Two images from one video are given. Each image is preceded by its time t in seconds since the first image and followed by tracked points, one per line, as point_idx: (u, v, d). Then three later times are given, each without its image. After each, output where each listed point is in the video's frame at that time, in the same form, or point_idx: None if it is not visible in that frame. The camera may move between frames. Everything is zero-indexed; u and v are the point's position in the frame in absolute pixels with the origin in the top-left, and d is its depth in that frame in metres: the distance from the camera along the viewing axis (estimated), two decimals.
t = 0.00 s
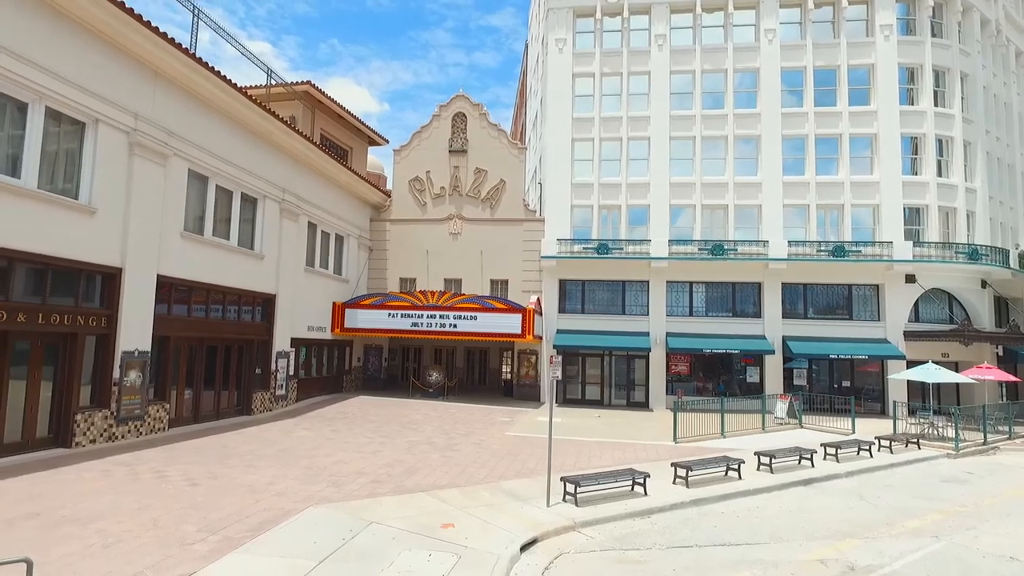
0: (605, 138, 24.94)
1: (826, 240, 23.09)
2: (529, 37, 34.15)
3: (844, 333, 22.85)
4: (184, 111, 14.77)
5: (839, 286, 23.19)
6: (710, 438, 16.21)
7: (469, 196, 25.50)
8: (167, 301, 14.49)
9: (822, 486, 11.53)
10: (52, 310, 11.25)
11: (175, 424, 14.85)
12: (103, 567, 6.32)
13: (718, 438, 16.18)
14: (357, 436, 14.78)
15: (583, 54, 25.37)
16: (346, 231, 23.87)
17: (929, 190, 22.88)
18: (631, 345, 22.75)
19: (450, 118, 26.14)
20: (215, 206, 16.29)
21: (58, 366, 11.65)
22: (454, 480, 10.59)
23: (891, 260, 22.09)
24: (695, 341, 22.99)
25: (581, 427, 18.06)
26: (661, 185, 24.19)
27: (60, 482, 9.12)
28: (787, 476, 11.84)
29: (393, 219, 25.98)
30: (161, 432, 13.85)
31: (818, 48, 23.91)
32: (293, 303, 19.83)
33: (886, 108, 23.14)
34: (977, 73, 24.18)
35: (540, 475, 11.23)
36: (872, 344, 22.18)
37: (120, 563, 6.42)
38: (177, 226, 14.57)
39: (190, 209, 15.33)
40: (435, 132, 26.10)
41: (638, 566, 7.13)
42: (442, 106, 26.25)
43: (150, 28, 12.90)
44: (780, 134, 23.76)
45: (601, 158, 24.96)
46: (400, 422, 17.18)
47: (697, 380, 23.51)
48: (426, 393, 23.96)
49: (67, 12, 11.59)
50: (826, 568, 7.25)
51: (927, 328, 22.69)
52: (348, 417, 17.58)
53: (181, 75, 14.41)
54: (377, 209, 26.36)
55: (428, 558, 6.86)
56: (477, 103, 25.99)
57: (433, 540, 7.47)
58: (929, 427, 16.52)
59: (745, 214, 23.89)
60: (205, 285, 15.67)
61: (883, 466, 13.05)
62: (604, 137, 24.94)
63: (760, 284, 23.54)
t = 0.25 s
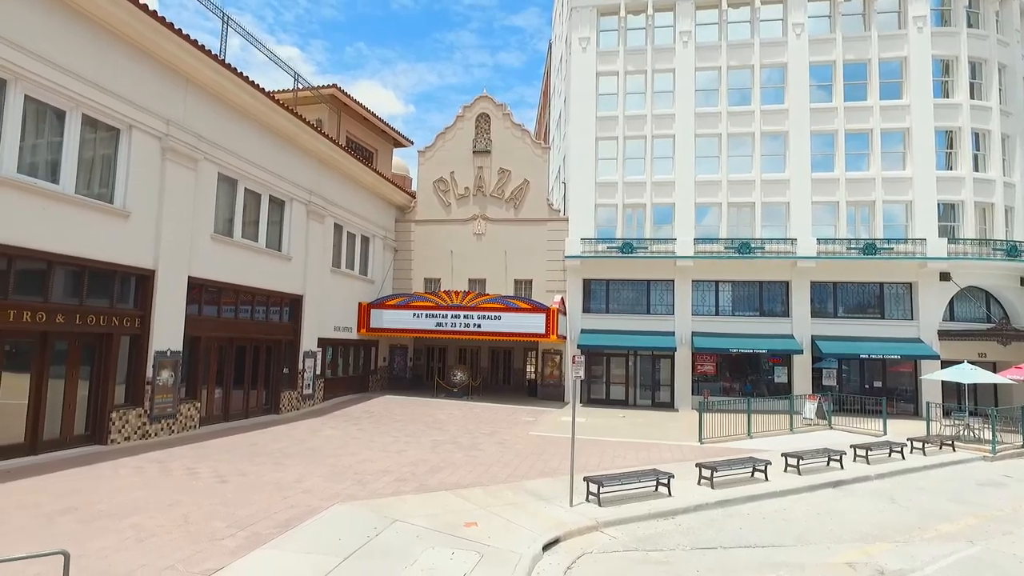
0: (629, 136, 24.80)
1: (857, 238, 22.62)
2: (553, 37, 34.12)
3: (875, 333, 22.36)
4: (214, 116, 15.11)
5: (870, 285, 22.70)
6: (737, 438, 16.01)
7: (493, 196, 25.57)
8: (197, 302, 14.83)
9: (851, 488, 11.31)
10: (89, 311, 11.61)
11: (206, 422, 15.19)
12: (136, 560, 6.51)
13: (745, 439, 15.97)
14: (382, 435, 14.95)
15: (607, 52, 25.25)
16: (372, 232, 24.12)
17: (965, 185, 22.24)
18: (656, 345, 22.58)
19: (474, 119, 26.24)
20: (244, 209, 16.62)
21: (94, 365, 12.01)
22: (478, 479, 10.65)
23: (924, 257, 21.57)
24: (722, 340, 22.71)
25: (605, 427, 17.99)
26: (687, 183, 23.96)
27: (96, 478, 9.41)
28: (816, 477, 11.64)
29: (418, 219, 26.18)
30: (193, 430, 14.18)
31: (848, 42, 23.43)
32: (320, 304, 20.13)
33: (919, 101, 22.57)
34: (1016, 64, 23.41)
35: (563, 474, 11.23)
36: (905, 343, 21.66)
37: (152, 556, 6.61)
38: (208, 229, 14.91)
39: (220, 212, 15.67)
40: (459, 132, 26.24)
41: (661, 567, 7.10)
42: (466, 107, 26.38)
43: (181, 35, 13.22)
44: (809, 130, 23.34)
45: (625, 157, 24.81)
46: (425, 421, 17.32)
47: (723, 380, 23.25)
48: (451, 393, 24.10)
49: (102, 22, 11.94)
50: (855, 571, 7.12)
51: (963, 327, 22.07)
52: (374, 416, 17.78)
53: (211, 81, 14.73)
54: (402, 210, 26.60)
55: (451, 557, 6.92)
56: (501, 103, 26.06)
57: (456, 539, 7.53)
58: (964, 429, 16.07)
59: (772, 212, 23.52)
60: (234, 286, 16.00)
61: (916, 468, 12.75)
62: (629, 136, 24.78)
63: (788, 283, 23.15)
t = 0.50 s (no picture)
0: (642, 136, 24.71)
1: (873, 236, 22.38)
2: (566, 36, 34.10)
3: (891, 333, 22.10)
4: (229, 119, 15.29)
5: (887, 284, 22.43)
6: (750, 439, 15.91)
7: (506, 196, 25.63)
8: (213, 303, 15.03)
9: (866, 489, 11.20)
10: (107, 311, 11.81)
11: (222, 421, 15.40)
12: (152, 557, 6.64)
13: (758, 439, 15.86)
14: (395, 434, 15.05)
15: (620, 52, 25.19)
16: (385, 233, 24.26)
17: (985, 182, 21.88)
18: (669, 345, 22.50)
19: (487, 119, 26.31)
20: (258, 211, 16.81)
21: (112, 364, 12.23)
22: (489, 479, 10.69)
23: (942, 256, 21.31)
24: (735, 341, 22.56)
25: (617, 427, 17.96)
26: (701, 182, 23.83)
27: (114, 476, 9.58)
28: (829, 478, 11.54)
29: (431, 220, 26.30)
30: (208, 430, 14.38)
31: (865, 38, 23.17)
32: (334, 304, 20.30)
33: (937, 97, 22.26)
34: None
35: (574, 474, 11.25)
36: (922, 343, 21.38)
37: (167, 553, 6.73)
38: (223, 230, 15.11)
39: (236, 213, 15.85)
40: (472, 133, 26.32)
41: (671, 567, 7.09)
42: (478, 108, 26.45)
43: (197, 40, 13.40)
44: (825, 128, 23.12)
45: (638, 156, 24.73)
46: (437, 421, 17.40)
47: (737, 380, 23.10)
48: (463, 393, 24.19)
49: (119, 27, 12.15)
50: (868, 573, 7.06)
51: (981, 327, 21.72)
52: (386, 416, 17.90)
53: (226, 84, 14.92)
54: (415, 211, 26.72)
55: (461, 555, 6.96)
56: (513, 103, 26.09)
57: (467, 538, 7.57)
58: (983, 430, 15.83)
59: (787, 210, 23.32)
60: (249, 287, 16.18)
61: (932, 470, 12.58)
62: (642, 135, 24.70)
63: (803, 282, 22.93)
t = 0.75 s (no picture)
0: (643, 136, 24.73)
1: (875, 236, 22.36)
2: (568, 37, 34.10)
3: (892, 333, 22.09)
4: (231, 119, 15.35)
5: (888, 284, 22.41)
6: (751, 438, 15.93)
7: (507, 196, 25.66)
8: (215, 303, 15.10)
9: (866, 489, 11.21)
10: (110, 311, 11.88)
11: (223, 421, 15.46)
12: (154, 555, 6.69)
13: (759, 439, 15.87)
14: (395, 434, 15.09)
15: (621, 51, 25.20)
16: (387, 233, 24.31)
17: (987, 182, 21.84)
18: (670, 345, 22.52)
19: (488, 119, 26.35)
20: (260, 212, 16.87)
21: (115, 364, 12.29)
22: (489, 478, 10.72)
23: (944, 255, 21.28)
24: (736, 341, 22.57)
25: (618, 427, 17.98)
26: (702, 182, 23.83)
27: (116, 475, 9.65)
28: (829, 478, 11.55)
29: (432, 220, 26.34)
30: (210, 429, 14.45)
31: (866, 38, 23.16)
32: (335, 305, 20.35)
33: (939, 97, 22.23)
34: None
35: (574, 474, 11.28)
36: (923, 343, 21.37)
37: (169, 552, 6.78)
38: (225, 231, 15.17)
39: (238, 213, 15.91)
40: (473, 133, 26.36)
41: (669, 566, 7.11)
42: (480, 108, 26.48)
43: (199, 40, 13.45)
44: (826, 128, 23.11)
45: (639, 156, 24.75)
46: (438, 421, 17.44)
47: (738, 380, 23.11)
48: (465, 393, 24.24)
49: (121, 27, 12.20)
50: (866, 572, 7.08)
51: (983, 327, 21.69)
52: (387, 415, 17.95)
53: (227, 85, 14.96)
54: (417, 211, 26.77)
55: (461, 554, 7.00)
56: (515, 103, 26.12)
57: (466, 537, 7.60)
58: (984, 430, 15.82)
59: (789, 210, 23.32)
60: (251, 287, 16.24)
61: (932, 469, 12.59)
62: (643, 135, 24.72)
63: (805, 282, 22.91)
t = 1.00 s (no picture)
0: (643, 136, 24.76)
1: (874, 236, 22.37)
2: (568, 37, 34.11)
3: (892, 333, 22.11)
4: (231, 120, 15.38)
5: (888, 284, 22.42)
6: (751, 438, 15.95)
7: (507, 196, 25.69)
8: (215, 303, 15.13)
9: (865, 489, 11.23)
10: (111, 311, 11.92)
11: (223, 420, 15.50)
12: (154, 554, 6.73)
13: (758, 439, 15.89)
14: (395, 434, 15.13)
15: (621, 52, 25.22)
16: (387, 233, 24.33)
17: (987, 182, 21.85)
18: (669, 345, 22.54)
19: (488, 119, 26.38)
20: (261, 212, 16.92)
21: (115, 363, 12.32)
22: (488, 478, 10.75)
23: (944, 255, 21.28)
24: (736, 341, 22.60)
25: (617, 426, 18.01)
26: (702, 182, 23.85)
27: (117, 474, 9.69)
28: (827, 478, 11.58)
29: (432, 220, 26.37)
30: (211, 429, 14.49)
31: (866, 38, 23.16)
32: (335, 304, 20.39)
33: (939, 97, 22.24)
34: None
35: (573, 474, 11.31)
36: (923, 343, 21.39)
37: (169, 551, 6.81)
38: (226, 231, 15.21)
39: (238, 213, 15.94)
40: (473, 133, 26.39)
41: (667, 566, 7.15)
42: (480, 108, 26.51)
43: (199, 41, 13.48)
44: (826, 128, 23.12)
45: (639, 156, 24.77)
46: (438, 420, 17.47)
47: (738, 379, 23.13)
48: (464, 392, 24.28)
49: (122, 28, 12.23)
50: (863, 571, 7.11)
51: (983, 327, 21.70)
52: (387, 415, 17.99)
53: (227, 85, 14.98)
54: (417, 211, 26.80)
55: (459, 553, 7.03)
56: (515, 103, 26.15)
57: (465, 536, 7.64)
58: (983, 430, 15.84)
59: (789, 210, 23.33)
60: (251, 287, 16.28)
61: (931, 469, 12.61)
62: (643, 135, 24.74)
63: (804, 282, 22.93)
